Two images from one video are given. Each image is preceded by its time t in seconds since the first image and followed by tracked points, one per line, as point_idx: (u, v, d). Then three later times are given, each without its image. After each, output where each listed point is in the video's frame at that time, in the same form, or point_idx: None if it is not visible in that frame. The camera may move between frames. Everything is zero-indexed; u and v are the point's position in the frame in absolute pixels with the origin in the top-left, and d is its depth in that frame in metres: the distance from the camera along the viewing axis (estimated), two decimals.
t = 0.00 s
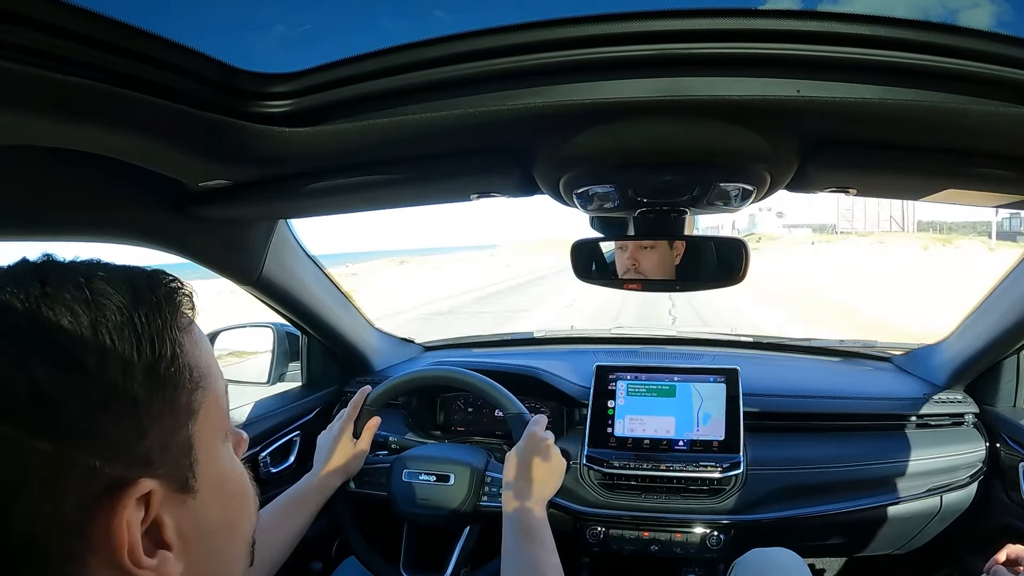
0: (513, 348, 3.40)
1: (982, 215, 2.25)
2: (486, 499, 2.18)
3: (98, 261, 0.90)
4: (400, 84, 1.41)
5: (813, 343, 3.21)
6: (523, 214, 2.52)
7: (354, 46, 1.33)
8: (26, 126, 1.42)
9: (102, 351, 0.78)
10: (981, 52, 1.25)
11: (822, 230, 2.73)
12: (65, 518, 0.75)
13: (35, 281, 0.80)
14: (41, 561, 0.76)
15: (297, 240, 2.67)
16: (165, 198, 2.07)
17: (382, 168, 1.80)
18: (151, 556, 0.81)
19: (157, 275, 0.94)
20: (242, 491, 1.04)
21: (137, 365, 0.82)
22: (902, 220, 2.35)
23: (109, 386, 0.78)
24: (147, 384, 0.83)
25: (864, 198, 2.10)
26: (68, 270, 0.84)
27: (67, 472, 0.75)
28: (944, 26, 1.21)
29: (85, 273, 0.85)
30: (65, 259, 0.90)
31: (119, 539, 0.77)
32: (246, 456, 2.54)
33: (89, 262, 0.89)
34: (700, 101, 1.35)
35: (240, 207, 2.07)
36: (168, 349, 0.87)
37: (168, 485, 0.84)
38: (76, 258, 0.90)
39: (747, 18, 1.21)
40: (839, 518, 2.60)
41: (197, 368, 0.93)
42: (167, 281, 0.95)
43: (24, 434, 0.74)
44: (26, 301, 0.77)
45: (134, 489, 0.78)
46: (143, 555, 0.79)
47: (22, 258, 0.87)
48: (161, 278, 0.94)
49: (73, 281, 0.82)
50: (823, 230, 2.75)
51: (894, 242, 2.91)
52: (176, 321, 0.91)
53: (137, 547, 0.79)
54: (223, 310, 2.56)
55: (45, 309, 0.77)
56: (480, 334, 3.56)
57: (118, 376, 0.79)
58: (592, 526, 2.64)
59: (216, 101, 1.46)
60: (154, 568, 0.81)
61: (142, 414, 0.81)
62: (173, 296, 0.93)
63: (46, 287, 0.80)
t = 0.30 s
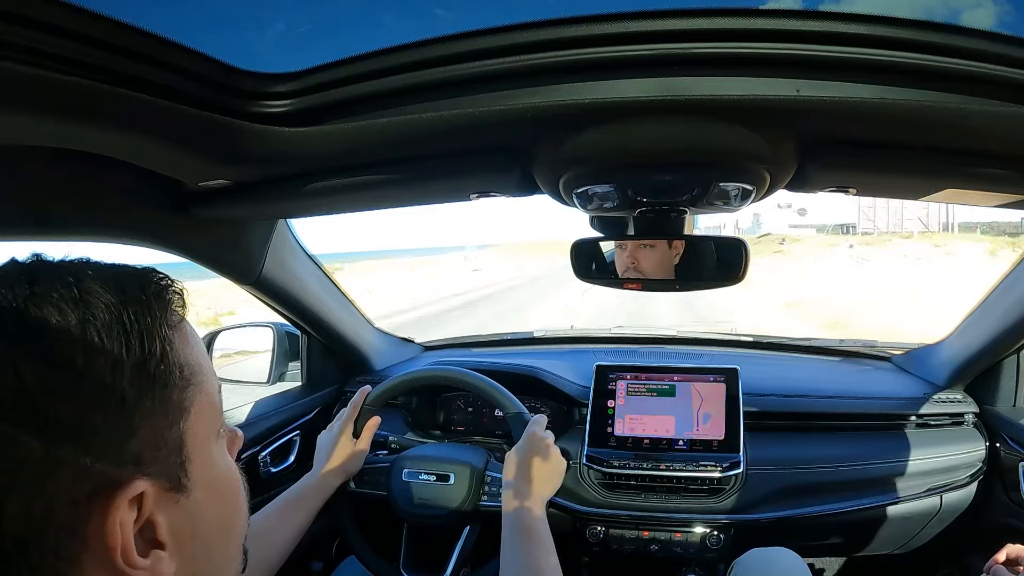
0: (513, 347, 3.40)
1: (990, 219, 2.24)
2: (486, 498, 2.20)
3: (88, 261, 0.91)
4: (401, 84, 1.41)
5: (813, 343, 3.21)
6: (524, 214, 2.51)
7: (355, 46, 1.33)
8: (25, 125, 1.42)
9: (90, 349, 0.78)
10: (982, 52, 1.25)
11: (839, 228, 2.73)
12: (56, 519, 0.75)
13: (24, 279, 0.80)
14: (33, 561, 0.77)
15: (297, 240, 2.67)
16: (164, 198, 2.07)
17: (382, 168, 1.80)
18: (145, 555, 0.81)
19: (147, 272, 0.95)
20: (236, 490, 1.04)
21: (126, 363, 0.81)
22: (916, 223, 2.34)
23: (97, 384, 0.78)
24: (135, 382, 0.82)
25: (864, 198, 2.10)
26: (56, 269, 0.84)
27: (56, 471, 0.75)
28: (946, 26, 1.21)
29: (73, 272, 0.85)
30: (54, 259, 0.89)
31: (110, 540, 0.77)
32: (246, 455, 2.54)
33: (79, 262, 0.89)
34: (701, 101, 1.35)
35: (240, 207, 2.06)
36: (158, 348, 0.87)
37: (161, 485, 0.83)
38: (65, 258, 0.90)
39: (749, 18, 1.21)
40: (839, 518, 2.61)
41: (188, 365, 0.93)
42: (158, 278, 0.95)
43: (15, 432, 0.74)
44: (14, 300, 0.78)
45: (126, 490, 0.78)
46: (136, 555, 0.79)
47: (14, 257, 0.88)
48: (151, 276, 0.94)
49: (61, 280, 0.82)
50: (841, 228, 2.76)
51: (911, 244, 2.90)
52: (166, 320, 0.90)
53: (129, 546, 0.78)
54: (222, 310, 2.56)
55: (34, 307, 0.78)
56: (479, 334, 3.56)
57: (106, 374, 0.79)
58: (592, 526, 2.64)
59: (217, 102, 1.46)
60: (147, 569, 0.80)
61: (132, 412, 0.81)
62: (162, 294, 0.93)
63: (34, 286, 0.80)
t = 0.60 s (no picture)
0: (513, 347, 3.40)
1: (993, 218, 2.24)
2: (486, 498, 2.18)
3: (67, 261, 0.92)
4: (400, 84, 1.41)
5: (813, 343, 3.21)
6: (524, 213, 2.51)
7: (355, 46, 1.33)
8: (24, 125, 1.41)
9: (68, 348, 0.78)
10: (983, 52, 1.25)
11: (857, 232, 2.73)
12: (36, 522, 0.75)
13: None
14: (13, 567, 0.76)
15: (297, 240, 2.67)
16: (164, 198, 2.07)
17: (382, 168, 1.80)
18: (132, 559, 0.82)
19: (128, 269, 0.97)
20: (230, 488, 1.05)
21: (105, 362, 0.81)
22: (943, 220, 2.34)
23: (75, 384, 0.77)
24: (115, 380, 0.82)
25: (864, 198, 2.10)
26: (35, 270, 0.85)
27: (35, 475, 0.74)
28: (946, 26, 1.21)
29: (51, 273, 0.86)
30: (37, 259, 0.91)
31: (93, 547, 0.77)
32: (246, 455, 2.54)
33: (58, 262, 0.90)
34: (701, 102, 1.35)
35: (240, 207, 2.06)
36: (138, 346, 0.87)
37: (145, 488, 0.84)
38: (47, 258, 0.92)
39: (748, 18, 1.21)
40: (840, 518, 2.60)
41: (171, 364, 0.93)
42: (142, 274, 0.98)
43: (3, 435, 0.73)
44: None
45: (109, 495, 0.79)
46: (121, 561, 0.80)
47: None
48: (133, 273, 0.96)
49: (38, 282, 0.82)
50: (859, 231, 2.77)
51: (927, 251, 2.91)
52: (146, 318, 0.91)
53: (113, 549, 0.79)
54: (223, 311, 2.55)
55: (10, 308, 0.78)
56: (479, 334, 3.56)
57: (83, 373, 0.78)
58: (592, 526, 2.64)
59: (216, 101, 1.46)
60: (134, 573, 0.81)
61: (112, 412, 0.81)
62: (142, 293, 0.94)
63: (11, 288, 0.80)
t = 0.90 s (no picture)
0: (513, 347, 3.40)
1: (993, 218, 2.24)
2: (486, 498, 2.19)
3: (116, 262, 0.93)
4: (400, 84, 1.41)
5: (813, 343, 3.21)
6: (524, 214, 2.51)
7: (355, 46, 1.33)
8: (25, 125, 1.41)
9: (122, 343, 0.80)
10: (982, 52, 1.25)
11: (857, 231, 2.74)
12: (80, 509, 0.76)
13: (57, 277, 0.82)
14: (56, 551, 0.76)
15: (297, 240, 2.67)
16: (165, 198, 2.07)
17: (382, 168, 1.80)
18: (163, 548, 0.82)
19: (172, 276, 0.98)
20: (252, 490, 1.06)
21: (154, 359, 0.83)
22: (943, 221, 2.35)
23: (125, 377, 0.79)
24: (161, 377, 0.84)
25: (864, 198, 2.10)
26: (90, 268, 0.86)
27: (81, 462, 0.75)
28: (947, 27, 1.21)
29: (105, 271, 0.87)
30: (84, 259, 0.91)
31: (132, 531, 0.78)
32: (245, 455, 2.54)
33: (108, 263, 0.91)
34: (701, 102, 1.35)
35: (241, 207, 2.06)
36: (183, 347, 0.89)
37: (180, 480, 0.85)
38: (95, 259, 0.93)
39: (748, 18, 1.21)
40: (840, 518, 2.61)
41: (210, 366, 0.95)
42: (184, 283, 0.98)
43: (38, 424, 0.73)
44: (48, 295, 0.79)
45: (150, 484, 0.80)
46: (155, 548, 0.81)
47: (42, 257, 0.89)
48: (177, 280, 0.97)
49: (93, 278, 0.84)
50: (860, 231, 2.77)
51: (935, 263, 2.92)
52: (191, 321, 0.93)
53: (150, 539, 0.80)
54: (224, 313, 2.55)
55: (66, 303, 0.79)
56: (479, 334, 3.56)
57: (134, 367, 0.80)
58: (592, 526, 2.64)
59: (217, 101, 1.46)
60: (165, 562, 0.82)
61: (156, 406, 0.82)
62: (188, 296, 0.95)
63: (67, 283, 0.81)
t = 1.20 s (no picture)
0: (513, 347, 3.40)
1: (995, 219, 2.24)
2: (486, 499, 2.19)
3: (103, 262, 0.91)
4: (401, 84, 1.41)
5: (813, 343, 3.21)
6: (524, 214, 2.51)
7: (356, 46, 1.33)
8: (25, 125, 1.41)
9: (108, 351, 0.78)
10: (982, 52, 1.25)
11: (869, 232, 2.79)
12: (65, 520, 0.75)
13: (42, 279, 0.80)
14: (39, 560, 0.75)
15: (297, 240, 2.67)
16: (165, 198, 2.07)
17: (382, 168, 1.80)
18: (148, 562, 0.81)
19: (159, 277, 0.95)
20: (237, 498, 1.04)
21: (143, 368, 0.82)
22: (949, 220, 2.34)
23: (113, 386, 0.78)
24: (150, 386, 0.82)
25: (863, 198, 2.10)
26: (75, 269, 0.84)
27: (67, 473, 0.74)
28: (948, 26, 1.21)
29: (91, 273, 0.85)
30: (70, 259, 0.89)
31: (120, 546, 0.77)
32: (246, 455, 2.53)
33: (94, 263, 0.89)
34: (701, 102, 1.35)
35: (241, 207, 2.06)
36: (172, 354, 0.87)
37: (168, 492, 0.83)
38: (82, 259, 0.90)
39: (749, 18, 1.21)
40: (840, 518, 2.60)
41: (198, 374, 0.93)
42: (172, 284, 0.96)
43: (25, 431, 0.73)
44: (33, 298, 0.77)
45: (137, 498, 0.78)
46: (141, 562, 0.79)
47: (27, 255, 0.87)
48: (164, 281, 0.95)
49: (80, 281, 0.82)
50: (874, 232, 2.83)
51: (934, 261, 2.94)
52: (180, 326, 0.91)
53: (136, 553, 0.78)
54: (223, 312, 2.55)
55: (52, 307, 0.77)
56: (479, 334, 3.56)
57: (122, 377, 0.79)
58: (592, 526, 2.64)
59: (217, 101, 1.46)
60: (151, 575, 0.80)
61: (145, 416, 0.81)
62: (176, 300, 0.93)
63: (52, 285, 0.80)
